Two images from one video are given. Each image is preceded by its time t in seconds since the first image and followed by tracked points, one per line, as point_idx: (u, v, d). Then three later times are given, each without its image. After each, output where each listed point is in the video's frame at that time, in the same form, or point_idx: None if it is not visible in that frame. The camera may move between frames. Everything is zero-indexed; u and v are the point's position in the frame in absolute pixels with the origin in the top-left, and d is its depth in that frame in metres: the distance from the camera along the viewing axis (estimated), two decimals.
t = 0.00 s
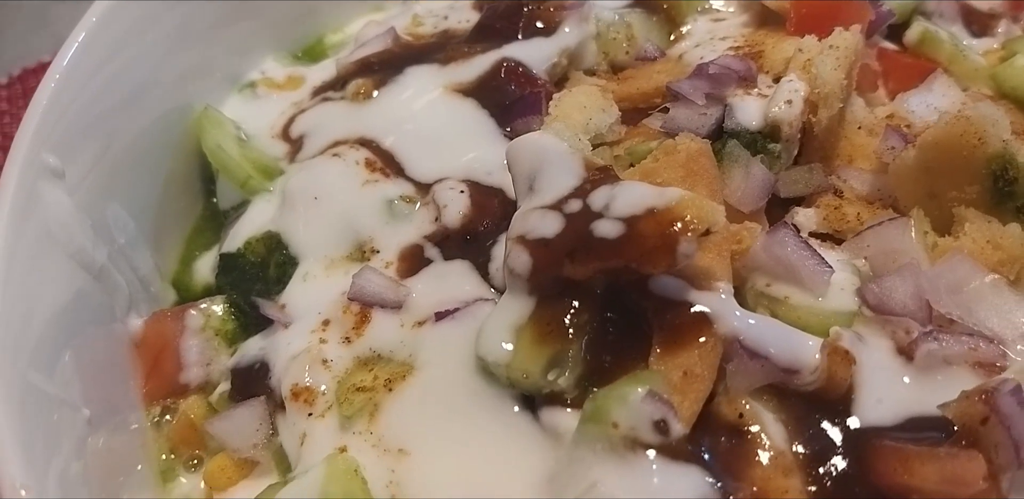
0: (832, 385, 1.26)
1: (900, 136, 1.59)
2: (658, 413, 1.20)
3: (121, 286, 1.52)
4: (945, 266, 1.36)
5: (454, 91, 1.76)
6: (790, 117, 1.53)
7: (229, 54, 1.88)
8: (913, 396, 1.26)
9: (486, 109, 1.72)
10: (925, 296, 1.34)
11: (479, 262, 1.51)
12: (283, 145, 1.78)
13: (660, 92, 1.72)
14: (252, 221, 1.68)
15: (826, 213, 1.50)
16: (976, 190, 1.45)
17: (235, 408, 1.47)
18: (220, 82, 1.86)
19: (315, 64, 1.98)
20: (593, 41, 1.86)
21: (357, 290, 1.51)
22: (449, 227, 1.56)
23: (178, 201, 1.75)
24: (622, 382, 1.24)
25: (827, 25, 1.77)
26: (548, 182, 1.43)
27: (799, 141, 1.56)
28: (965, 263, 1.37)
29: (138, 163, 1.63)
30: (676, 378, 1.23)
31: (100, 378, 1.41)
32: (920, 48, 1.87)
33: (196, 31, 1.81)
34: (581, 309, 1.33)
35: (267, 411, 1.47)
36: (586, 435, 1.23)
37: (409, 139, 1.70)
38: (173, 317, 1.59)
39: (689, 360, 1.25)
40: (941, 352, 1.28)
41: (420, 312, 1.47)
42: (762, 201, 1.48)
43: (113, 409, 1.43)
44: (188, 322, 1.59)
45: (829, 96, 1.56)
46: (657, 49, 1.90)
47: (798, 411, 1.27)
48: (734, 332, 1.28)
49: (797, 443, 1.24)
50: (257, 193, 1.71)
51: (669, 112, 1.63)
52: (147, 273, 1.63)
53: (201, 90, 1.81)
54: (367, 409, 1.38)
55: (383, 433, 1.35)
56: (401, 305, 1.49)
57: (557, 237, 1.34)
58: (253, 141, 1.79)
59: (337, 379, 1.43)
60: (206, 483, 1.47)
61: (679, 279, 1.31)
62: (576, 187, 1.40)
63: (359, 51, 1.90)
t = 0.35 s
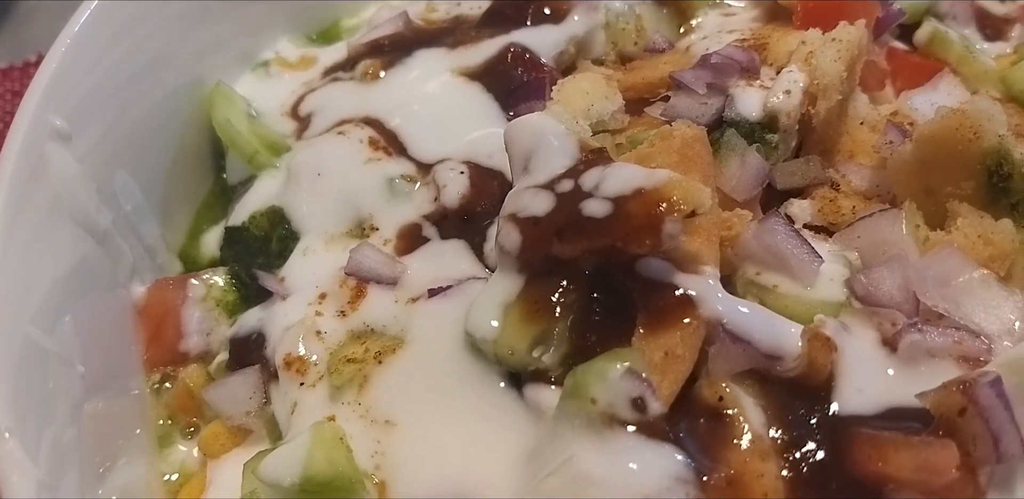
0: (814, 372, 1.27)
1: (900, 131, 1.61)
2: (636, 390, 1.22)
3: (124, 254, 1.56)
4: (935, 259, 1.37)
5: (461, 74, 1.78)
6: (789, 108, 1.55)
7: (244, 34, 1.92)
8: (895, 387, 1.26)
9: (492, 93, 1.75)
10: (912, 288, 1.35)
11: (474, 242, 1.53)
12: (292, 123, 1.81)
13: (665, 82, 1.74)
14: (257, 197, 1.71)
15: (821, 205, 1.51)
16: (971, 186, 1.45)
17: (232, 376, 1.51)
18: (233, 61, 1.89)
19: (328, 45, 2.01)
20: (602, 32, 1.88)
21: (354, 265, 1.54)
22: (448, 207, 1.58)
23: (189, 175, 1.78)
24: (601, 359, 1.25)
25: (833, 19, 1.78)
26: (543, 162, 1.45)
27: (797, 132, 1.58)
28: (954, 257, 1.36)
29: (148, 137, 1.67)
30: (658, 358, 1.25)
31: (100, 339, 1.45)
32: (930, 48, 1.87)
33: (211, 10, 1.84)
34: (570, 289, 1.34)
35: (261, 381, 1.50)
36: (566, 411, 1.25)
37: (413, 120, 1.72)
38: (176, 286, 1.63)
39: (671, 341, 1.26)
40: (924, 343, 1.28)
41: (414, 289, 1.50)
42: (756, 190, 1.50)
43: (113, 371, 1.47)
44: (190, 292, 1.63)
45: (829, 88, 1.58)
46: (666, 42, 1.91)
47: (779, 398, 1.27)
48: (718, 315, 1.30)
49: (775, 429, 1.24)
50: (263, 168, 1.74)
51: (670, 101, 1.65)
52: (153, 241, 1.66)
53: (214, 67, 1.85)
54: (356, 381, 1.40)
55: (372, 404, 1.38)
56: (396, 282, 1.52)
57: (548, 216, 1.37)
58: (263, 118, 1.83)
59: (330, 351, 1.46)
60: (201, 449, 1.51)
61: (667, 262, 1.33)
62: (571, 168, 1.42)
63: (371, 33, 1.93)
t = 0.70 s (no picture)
0: (790, 358, 1.28)
1: (896, 127, 1.63)
2: (611, 368, 1.24)
3: (132, 219, 1.61)
4: (919, 254, 1.37)
5: (469, 57, 1.81)
6: (787, 100, 1.56)
7: (263, 11, 1.95)
8: (874, 377, 1.27)
9: (498, 76, 1.78)
10: (896, 282, 1.35)
11: (469, 220, 1.56)
12: (303, 100, 1.85)
13: (670, 72, 1.76)
14: (265, 168, 1.74)
15: (814, 198, 1.52)
16: (964, 183, 1.44)
17: (229, 339, 1.56)
18: (250, 37, 1.93)
19: (344, 27, 2.03)
20: (612, 20, 1.91)
21: (352, 238, 1.57)
22: (446, 185, 1.61)
23: (201, 146, 1.82)
24: (579, 336, 1.28)
25: (839, 13, 1.79)
26: (538, 143, 1.47)
27: (795, 124, 1.59)
28: (939, 252, 1.37)
29: (161, 107, 1.71)
30: (637, 338, 1.27)
31: (102, 300, 1.49)
32: (938, 49, 1.89)
33: None
34: (555, 268, 1.37)
35: (255, 345, 1.55)
36: (542, 387, 1.27)
37: (418, 99, 1.75)
38: (180, 252, 1.67)
39: (651, 321, 1.28)
40: (903, 336, 1.28)
41: (408, 263, 1.53)
42: (749, 181, 1.51)
43: (114, 331, 1.51)
44: (194, 258, 1.67)
45: (829, 83, 1.59)
46: (675, 32, 1.94)
47: (754, 383, 1.28)
48: (699, 299, 1.32)
49: (748, 413, 1.25)
50: (273, 141, 1.77)
51: (672, 89, 1.66)
52: (162, 208, 1.71)
53: (230, 43, 1.88)
54: (344, 349, 1.44)
55: (358, 372, 1.42)
56: (391, 256, 1.55)
57: (538, 196, 1.38)
58: (275, 94, 1.86)
59: (321, 319, 1.49)
60: (194, 411, 1.56)
61: (652, 245, 1.35)
62: (565, 149, 1.44)
63: (386, 15, 1.96)
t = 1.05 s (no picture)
0: (763, 348, 1.29)
1: (892, 124, 1.63)
2: (583, 349, 1.26)
3: (136, 189, 1.66)
4: (900, 251, 1.37)
5: (475, 44, 1.85)
6: (781, 95, 1.56)
7: None
8: (846, 371, 1.28)
9: (502, 63, 1.81)
10: (876, 278, 1.35)
11: (462, 203, 1.59)
12: (312, 80, 1.89)
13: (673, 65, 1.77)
14: (271, 145, 1.79)
15: (804, 193, 1.53)
16: (953, 184, 1.45)
17: (225, 309, 1.60)
18: (265, 18, 1.97)
19: (357, 12, 2.04)
20: (621, 12, 1.93)
21: (348, 216, 1.60)
22: (443, 168, 1.64)
23: (212, 122, 1.86)
24: (554, 317, 1.30)
25: (845, 12, 1.79)
26: (529, 128, 1.50)
27: (790, 120, 1.59)
28: (922, 248, 1.37)
29: (171, 83, 1.76)
30: (613, 321, 1.29)
31: (102, 267, 1.54)
32: (948, 50, 1.87)
33: None
34: (540, 251, 1.39)
35: (248, 315, 1.58)
36: (518, 366, 1.30)
37: (421, 83, 1.78)
38: (182, 224, 1.72)
39: (628, 306, 1.30)
40: (880, 331, 1.29)
41: (400, 242, 1.56)
42: (740, 174, 1.52)
43: (114, 298, 1.56)
44: (196, 230, 1.72)
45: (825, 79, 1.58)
46: (684, 26, 1.94)
47: (728, 371, 1.29)
48: (676, 286, 1.33)
49: (719, 399, 1.27)
50: (279, 119, 1.82)
51: (670, 82, 1.67)
52: (168, 181, 1.76)
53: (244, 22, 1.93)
54: (332, 322, 1.47)
55: (345, 346, 1.45)
56: (385, 235, 1.58)
57: (525, 180, 1.41)
58: (285, 74, 1.90)
59: (313, 293, 1.53)
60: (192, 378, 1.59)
61: (634, 231, 1.37)
62: (554, 136, 1.46)
63: (399, 2, 2.00)
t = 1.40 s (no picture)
0: (732, 335, 1.31)
1: (886, 123, 1.63)
2: (553, 325, 1.29)
3: (142, 156, 1.72)
4: (880, 247, 1.37)
5: (482, 30, 1.88)
6: (775, 89, 1.58)
7: None
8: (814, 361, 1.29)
9: (507, 51, 1.83)
10: (852, 272, 1.36)
11: (455, 183, 1.62)
12: (322, 60, 1.95)
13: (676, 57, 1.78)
14: (278, 121, 1.84)
15: (793, 188, 1.53)
16: (940, 183, 1.43)
17: (227, 276, 1.64)
18: None
19: None
20: (630, 5, 1.95)
21: (344, 192, 1.64)
22: (440, 148, 1.67)
23: (224, 97, 1.90)
24: (529, 295, 1.32)
25: (848, 10, 1.80)
26: (521, 111, 1.53)
27: (784, 115, 1.60)
28: (900, 244, 1.37)
29: (184, 56, 1.81)
30: (587, 301, 1.30)
31: (104, 229, 1.60)
32: (956, 55, 1.87)
33: None
34: (524, 231, 1.41)
35: (243, 283, 1.63)
36: (493, 342, 1.32)
37: (426, 66, 1.82)
38: (187, 194, 1.77)
39: (603, 287, 1.32)
40: (851, 323, 1.29)
41: (393, 219, 1.59)
42: (728, 165, 1.54)
43: (116, 261, 1.62)
44: (199, 199, 1.79)
45: (818, 76, 1.58)
46: (692, 21, 1.95)
47: (699, 357, 1.31)
48: (652, 271, 1.35)
49: (687, 382, 1.29)
50: (287, 96, 1.87)
51: (668, 74, 1.68)
52: (177, 151, 1.81)
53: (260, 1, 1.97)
54: (320, 292, 1.51)
55: (331, 315, 1.48)
56: (379, 212, 1.61)
57: (511, 160, 1.43)
58: (297, 52, 1.95)
59: (305, 265, 1.56)
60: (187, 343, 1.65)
61: (616, 216, 1.39)
62: (544, 119, 1.49)
63: None
